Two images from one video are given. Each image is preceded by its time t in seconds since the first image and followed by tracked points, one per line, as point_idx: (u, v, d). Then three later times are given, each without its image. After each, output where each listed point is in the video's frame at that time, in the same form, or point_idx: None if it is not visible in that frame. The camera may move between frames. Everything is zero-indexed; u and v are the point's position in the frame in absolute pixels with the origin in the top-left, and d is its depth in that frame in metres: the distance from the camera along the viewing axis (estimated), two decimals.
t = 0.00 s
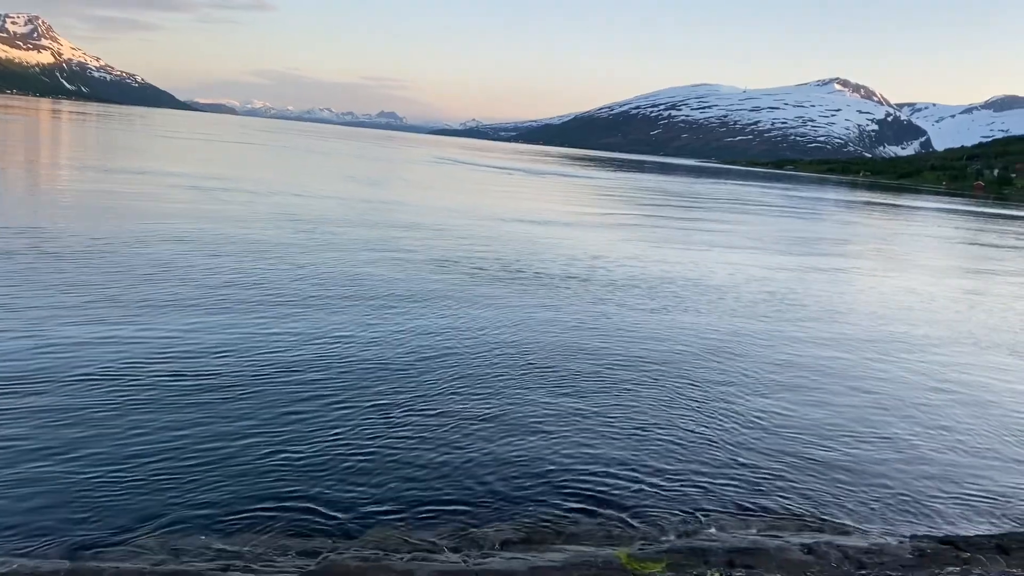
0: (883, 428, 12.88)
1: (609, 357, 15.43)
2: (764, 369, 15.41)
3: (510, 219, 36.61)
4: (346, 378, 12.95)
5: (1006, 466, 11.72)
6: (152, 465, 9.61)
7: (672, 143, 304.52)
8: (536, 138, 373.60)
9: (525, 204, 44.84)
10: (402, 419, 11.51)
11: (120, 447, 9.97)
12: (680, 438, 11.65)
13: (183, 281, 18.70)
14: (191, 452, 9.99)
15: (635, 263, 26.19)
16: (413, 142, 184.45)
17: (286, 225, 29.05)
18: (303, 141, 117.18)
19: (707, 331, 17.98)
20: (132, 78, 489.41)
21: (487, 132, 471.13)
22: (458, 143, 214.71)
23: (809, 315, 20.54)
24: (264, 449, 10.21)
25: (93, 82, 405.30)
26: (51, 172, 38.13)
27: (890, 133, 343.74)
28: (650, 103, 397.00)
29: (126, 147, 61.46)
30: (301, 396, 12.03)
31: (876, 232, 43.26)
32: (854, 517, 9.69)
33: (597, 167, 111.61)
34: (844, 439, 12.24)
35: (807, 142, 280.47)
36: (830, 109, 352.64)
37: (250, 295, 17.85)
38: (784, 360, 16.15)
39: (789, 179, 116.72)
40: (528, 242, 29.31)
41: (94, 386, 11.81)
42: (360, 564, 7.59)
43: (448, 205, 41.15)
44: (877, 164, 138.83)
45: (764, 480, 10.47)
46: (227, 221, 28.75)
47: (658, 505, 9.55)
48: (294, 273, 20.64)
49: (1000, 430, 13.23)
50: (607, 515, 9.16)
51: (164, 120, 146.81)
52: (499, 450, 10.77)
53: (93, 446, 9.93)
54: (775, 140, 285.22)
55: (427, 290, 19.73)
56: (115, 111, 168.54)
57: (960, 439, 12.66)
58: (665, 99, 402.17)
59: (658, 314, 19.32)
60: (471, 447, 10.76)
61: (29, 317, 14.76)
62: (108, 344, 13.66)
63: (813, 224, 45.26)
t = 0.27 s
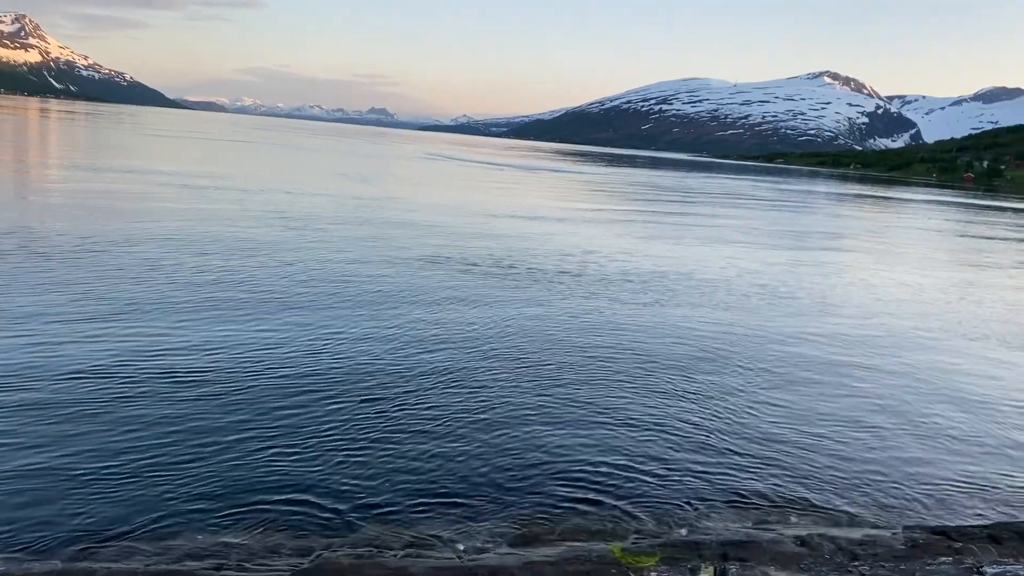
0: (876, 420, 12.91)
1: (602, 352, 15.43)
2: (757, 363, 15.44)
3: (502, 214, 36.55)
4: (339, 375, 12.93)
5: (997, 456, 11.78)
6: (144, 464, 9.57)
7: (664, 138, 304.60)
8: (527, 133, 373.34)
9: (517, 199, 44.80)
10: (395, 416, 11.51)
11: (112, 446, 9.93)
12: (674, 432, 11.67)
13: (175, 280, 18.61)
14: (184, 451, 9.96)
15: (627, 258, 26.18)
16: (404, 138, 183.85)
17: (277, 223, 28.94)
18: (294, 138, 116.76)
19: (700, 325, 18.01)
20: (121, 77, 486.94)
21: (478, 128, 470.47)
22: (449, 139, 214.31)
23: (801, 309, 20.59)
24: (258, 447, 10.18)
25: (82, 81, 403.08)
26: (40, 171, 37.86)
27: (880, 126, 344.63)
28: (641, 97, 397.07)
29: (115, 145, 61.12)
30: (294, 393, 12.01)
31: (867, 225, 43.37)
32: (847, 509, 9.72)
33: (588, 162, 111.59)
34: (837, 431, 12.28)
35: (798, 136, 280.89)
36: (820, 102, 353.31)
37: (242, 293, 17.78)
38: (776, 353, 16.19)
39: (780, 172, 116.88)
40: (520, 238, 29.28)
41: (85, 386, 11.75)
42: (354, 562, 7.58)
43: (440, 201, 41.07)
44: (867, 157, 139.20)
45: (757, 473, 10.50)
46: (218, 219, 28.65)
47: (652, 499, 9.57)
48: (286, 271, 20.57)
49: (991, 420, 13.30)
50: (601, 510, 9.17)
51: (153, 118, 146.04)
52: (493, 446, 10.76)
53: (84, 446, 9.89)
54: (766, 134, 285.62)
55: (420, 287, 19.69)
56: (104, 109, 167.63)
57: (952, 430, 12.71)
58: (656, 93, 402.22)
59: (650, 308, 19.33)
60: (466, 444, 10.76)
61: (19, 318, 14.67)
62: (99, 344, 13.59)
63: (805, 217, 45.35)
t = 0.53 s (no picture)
0: (868, 413, 12.97)
1: (595, 348, 15.44)
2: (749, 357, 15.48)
3: (494, 212, 36.55)
4: (332, 373, 12.92)
5: (989, 448, 11.84)
6: (137, 463, 9.54)
7: (654, 134, 304.84)
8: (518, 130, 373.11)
9: (509, 196, 44.80)
10: (389, 413, 11.50)
11: (105, 446, 9.89)
12: (667, 427, 11.70)
13: (166, 280, 18.54)
14: (177, 450, 9.94)
15: (619, 254, 26.21)
16: (395, 136, 183.49)
17: (268, 222, 28.85)
18: (285, 137, 116.48)
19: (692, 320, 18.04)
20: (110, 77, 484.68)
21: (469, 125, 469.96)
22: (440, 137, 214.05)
23: (793, 303, 20.66)
24: (251, 445, 10.17)
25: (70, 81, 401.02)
26: (28, 172, 37.65)
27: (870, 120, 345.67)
28: (632, 93, 397.28)
29: (104, 145, 60.85)
30: (287, 391, 12.00)
31: (858, 219, 43.51)
32: (839, 502, 9.76)
33: (580, 158, 111.65)
34: (830, 424, 12.33)
35: (789, 131, 281.48)
36: (811, 97, 354.11)
37: (234, 292, 17.73)
38: (769, 348, 16.24)
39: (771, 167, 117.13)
40: (512, 235, 29.26)
41: (77, 386, 11.69)
42: (347, 560, 7.57)
43: (432, 199, 41.04)
44: (857, 151, 139.61)
45: (750, 467, 10.53)
46: (208, 219, 28.56)
47: (645, 494, 9.58)
48: (278, 269, 20.53)
49: (982, 412, 13.37)
50: (595, 506, 9.18)
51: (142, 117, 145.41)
52: (487, 443, 10.77)
53: (77, 446, 9.85)
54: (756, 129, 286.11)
55: (412, 285, 19.66)
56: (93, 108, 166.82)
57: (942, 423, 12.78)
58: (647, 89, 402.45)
59: (643, 304, 19.35)
60: (460, 440, 10.76)
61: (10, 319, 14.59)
62: (91, 344, 13.53)
63: (796, 212, 45.49)
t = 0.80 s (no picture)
0: (860, 408, 13.01)
1: (588, 345, 15.46)
2: (742, 353, 15.51)
3: (486, 209, 36.52)
4: (326, 372, 12.91)
5: (979, 441, 11.91)
6: (131, 464, 9.53)
7: (646, 131, 305.04)
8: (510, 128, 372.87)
9: (501, 194, 44.79)
10: (384, 411, 11.51)
11: (98, 448, 9.86)
12: (661, 423, 11.73)
13: (158, 281, 18.47)
14: (172, 450, 9.92)
15: (611, 251, 26.24)
16: (387, 135, 183.06)
17: (259, 222, 28.76)
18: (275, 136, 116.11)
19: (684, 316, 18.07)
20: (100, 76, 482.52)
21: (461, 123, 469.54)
22: (431, 135, 213.74)
23: (785, 298, 20.71)
24: (246, 444, 10.16)
25: (59, 81, 399.01)
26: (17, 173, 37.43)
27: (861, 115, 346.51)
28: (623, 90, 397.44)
29: (94, 146, 60.57)
30: (282, 390, 12.00)
31: (848, 214, 43.62)
32: (833, 496, 9.80)
33: (571, 156, 111.64)
34: (822, 419, 12.37)
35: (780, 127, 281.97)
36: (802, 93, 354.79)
37: (226, 292, 17.68)
38: (761, 343, 16.28)
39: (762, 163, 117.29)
40: (504, 233, 29.24)
41: (69, 388, 11.64)
42: (341, 560, 7.57)
43: (423, 197, 41.01)
44: (848, 147, 139.99)
45: (743, 462, 10.57)
46: (200, 218, 28.48)
47: (639, 490, 9.61)
48: (271, 269, 20.48)
49: (974, 405, 13.43)
50: (588, 502, 9.20)
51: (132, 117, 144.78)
52: (481, 440, 10.78)
53: (70, 448, 9.82)
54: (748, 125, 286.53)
55: (404, 283, 19.64)
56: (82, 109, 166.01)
57: (933, 416, 12.84)
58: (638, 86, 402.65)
59: (635, 300, 19.37)
60: (454, 438, 10.78)
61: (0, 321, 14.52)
62: (83, 345, 13.48)
63: (787, 207, 45.59)
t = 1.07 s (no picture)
0: (854, 403, 13.04)
1: (582, 342, 15.45)
2: (737, 350, 15.51)
3: (480, 207, 36.47)
4: (321, 370, 12.88)
5: (972, 436, 11.94)
6: (125, 463, 9.49)
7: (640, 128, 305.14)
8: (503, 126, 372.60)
9: (494, 192, 44.72)
10: (379, 409, 11.50)
11: (91, 448, 9.81)
12: (656, 420, 11.73)
13: (151, 280, 18.40)
14: (166, 449, 9.89)
15: (604, 249, 26.21)
16: (380, 133, 182.79)
17: (253, 221, 28.68)
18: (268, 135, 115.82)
19: (678, 313, 18.06)
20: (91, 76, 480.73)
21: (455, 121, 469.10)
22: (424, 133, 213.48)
23: (779, 295, 20.72)
24: (241, 443, 10.13)
25: (51, 81, 397.29)
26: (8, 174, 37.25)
27: (853, 112, 347.16)
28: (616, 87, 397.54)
29: (86, 146, 60.32)
30: (277, 389, 11.96)
31: (842, 210, 43.68)
32: (828, 491, 9.82)
33: (565, 154, 111.64)
34: (817, 415, 12.40)
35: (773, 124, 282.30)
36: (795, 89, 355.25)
37: (220, 292, 17.62)
38: (756, 340, 16.28)
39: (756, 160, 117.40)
40: (499, 231, 29.18)
41: (62, 388, 11.58)
42: (336, 559, 7.55)
43: (417, 195, 40.96)
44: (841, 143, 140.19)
45: (738, 459, 10.58)
46: (193, 218, 28.35)
47: (634, 487, 9.61)
48: (264, 268, 20.41)
49: (967, 400, 13.47)
50: (583, 500, 9.20)
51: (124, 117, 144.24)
52: (477, 438, 10.77)
53: (63, 448, 9.77)
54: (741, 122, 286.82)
55: (398, 282, 19.58)
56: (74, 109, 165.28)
57: (927, 411, 12.87)
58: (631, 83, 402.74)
59: (630, 298, 19.35)
60: (449, 436, 10.76)
61: None
62: (76, 346, 13.41)
63: (780, 204, 45.61)
